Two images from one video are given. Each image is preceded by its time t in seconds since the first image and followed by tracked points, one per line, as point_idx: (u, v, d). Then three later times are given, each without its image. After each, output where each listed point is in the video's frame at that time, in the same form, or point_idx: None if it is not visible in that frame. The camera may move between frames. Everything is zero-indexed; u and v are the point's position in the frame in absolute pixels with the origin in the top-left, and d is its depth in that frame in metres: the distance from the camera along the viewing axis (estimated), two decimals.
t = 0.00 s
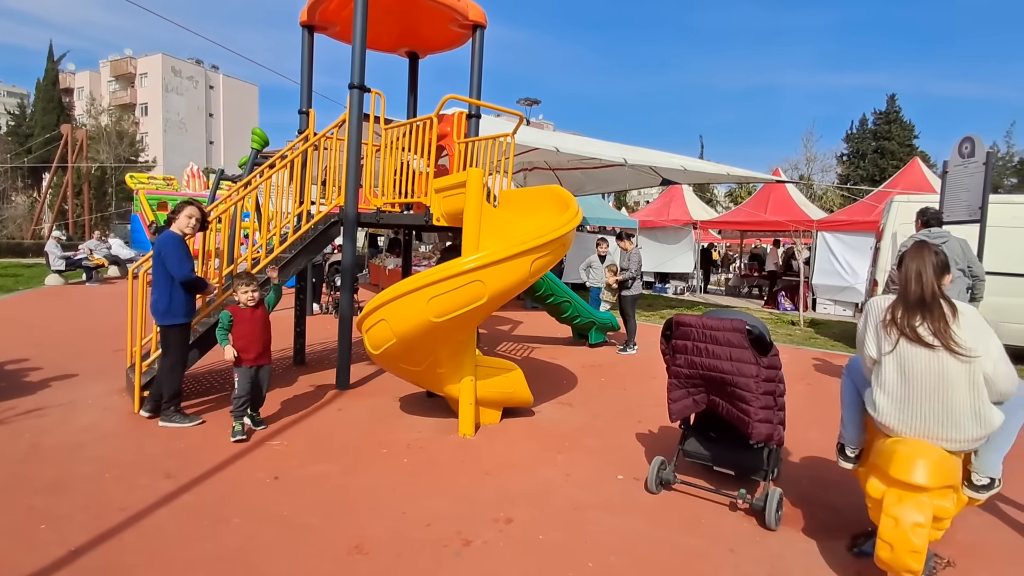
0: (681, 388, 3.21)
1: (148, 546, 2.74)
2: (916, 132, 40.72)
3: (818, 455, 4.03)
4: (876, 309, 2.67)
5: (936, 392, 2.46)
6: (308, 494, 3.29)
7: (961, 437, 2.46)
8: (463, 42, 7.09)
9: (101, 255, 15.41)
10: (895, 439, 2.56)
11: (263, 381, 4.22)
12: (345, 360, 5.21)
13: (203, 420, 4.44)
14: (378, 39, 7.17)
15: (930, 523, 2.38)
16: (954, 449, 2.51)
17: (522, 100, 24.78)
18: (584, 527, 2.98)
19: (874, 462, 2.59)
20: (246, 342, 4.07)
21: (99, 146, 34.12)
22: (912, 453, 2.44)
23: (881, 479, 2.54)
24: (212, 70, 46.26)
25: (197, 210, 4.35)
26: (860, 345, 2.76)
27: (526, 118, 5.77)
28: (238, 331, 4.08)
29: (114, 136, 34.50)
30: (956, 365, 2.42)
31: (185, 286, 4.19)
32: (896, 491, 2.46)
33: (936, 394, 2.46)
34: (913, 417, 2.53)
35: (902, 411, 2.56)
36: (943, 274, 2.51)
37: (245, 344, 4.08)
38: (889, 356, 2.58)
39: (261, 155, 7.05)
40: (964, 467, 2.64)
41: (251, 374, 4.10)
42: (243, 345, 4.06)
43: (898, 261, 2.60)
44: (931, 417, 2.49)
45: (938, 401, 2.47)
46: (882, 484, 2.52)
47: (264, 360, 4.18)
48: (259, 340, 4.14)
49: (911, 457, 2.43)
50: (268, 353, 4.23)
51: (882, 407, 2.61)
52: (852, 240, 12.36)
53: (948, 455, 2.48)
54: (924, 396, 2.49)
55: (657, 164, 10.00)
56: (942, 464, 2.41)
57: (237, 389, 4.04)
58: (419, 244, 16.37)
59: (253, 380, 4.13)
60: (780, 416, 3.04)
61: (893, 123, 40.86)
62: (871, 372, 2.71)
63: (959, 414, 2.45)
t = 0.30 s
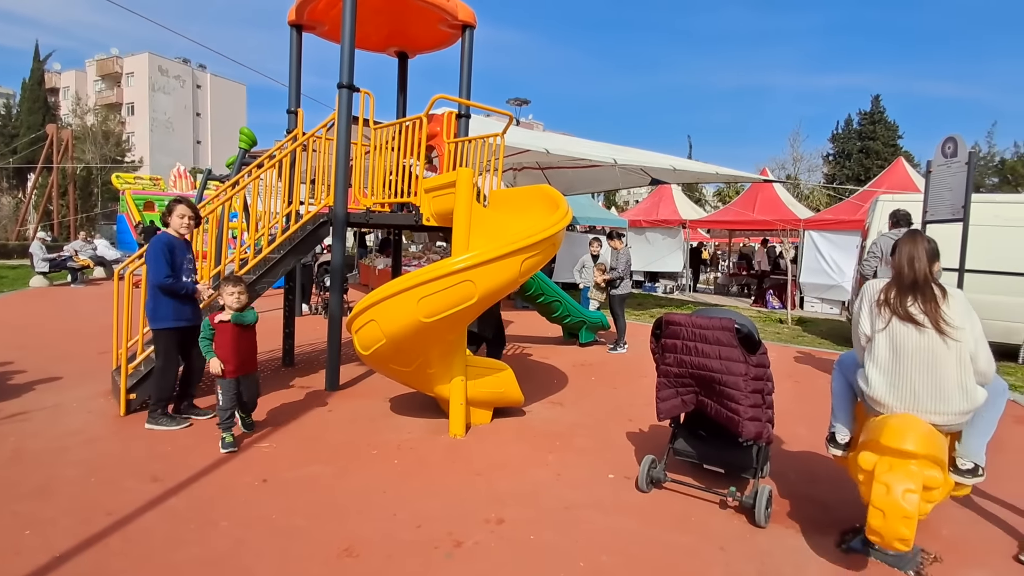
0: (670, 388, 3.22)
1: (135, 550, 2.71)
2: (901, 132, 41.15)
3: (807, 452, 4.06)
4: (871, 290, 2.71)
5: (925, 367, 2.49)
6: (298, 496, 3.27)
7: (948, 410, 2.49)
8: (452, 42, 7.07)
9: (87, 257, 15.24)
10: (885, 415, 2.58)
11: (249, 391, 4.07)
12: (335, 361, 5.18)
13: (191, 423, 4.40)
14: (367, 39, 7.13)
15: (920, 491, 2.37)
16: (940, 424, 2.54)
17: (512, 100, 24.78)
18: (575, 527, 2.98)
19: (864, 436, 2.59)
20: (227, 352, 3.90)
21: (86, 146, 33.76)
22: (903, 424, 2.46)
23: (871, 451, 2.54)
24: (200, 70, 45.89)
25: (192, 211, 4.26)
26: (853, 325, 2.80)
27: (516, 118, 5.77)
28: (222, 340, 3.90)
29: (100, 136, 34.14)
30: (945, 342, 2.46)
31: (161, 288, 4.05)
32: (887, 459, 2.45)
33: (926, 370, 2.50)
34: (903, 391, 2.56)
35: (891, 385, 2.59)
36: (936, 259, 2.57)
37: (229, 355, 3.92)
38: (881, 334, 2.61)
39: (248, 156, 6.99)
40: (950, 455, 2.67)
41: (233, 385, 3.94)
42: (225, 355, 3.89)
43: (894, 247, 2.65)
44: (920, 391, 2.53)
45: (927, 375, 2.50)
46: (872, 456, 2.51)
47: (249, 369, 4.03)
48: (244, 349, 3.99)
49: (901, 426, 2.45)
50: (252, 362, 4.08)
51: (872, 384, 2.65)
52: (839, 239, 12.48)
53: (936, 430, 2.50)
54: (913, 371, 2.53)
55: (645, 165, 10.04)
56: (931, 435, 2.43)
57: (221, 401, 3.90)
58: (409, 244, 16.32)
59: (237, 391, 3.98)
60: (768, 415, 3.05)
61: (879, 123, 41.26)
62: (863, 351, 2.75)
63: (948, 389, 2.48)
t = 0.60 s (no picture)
0: (656, 387, 3.23)
1: (121, 554, 2.68)
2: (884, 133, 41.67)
3: (792, 450, 4.10)
4: (853, 279, 2.75)
5: (906, 352, 2.53)
6: (285, 499, 3.25)
7: (928, 393, 2.53)
8: (440, 42, 7.06)
9: (70, 257, 15.04)
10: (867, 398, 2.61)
11: (236, 407, 3.70)
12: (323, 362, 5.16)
13: (177, 425, 4.36)
14: (354, 38, 7.10)
15: (905, 464, 2.39)
16: (920, 406, 2.57)
17: (500, 99, 24.76)
18: (564, 527, 2.98)
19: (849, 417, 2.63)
20: (213, 362, 3.62)
21: (69, 145, 33.32)
22: (886, 402, 2.51)
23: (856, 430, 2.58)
24: (185, 69, 45.43)
25: (196, 213, 4.12)
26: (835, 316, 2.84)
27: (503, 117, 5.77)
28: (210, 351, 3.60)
29: (83, 135, 33.71)
30: (926, 328, 2.50)
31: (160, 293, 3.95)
32: (871, 434, 2.48)
33: (907, 355, 2.53)
34: (885, 377, 2.59)
35: (872, 370, 2.63)
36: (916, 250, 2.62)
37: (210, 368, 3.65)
38: (864, 322, 2.65)
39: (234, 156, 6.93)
40: (929, 444, 2.70)
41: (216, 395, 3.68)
42: (209, 365, 3.62)
43: (876, 241, 2.69)
44: (901, 376, 2.56)
45: (908, 360, 2.54)
46: (856, 434, 2.54)
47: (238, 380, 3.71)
48: (233, 360, 3.66)
49: (885, 404, 2.50)
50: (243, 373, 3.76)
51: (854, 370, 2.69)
52: (824, 238, 12.62)
53: (916, 410, 2.52)
54: (894, 356, 2.57)
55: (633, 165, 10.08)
56: (912, 413, 2.48)
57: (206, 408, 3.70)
58: (397, 244, 16.28)
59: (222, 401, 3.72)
60: (753, 414, 3.08)
61: (862, 124, 41.73)
62: (845, 339, 2.78)
63: (928, 373, 2.52)
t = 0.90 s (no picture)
0: (647, 385, 3.22)
1: (112, 556, 2.66)
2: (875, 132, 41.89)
3: (786, 447, 4.11)
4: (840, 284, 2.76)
5: (896, 358, 2.53)
6: (277, 499, 3.23)
7: (918, 399, 2.54)
8: (433, 41, 7.04)
9: (61, 256, 14.92)
10: (857, 404, 2.62)
11: (238, 418, 3.48)
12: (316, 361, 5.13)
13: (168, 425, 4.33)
14: (347, 36, 7.07)
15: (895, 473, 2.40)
16: (910, 412, 2.58)
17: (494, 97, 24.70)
18: (558, 526, 2.98)
19: (838, 423, 2.63)
20: (217, 368, 3.44)
21: (60, 143, 33.06)
22: (876, 409, 2.52)
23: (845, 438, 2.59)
24: (176, 66, 45.13)
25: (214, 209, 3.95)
26: (824, 320, 2.84)
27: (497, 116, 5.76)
28: (213, 356, 3.44)
29: (75, 133, 33.50)
30: (914, 334, 2.50)
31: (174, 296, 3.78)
32: (861, 444, 2.49)
33: (895, 360, 2.54)
34: (875, 383, 2.60)
35: (862, 376, 2.64)
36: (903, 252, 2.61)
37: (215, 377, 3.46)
38: (852, 327, 2.65)
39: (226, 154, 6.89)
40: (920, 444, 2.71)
41: (214, 405, 3.44)
42: (212, 371, 3.44)
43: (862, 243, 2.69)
44: (891, 382, 2.57)
45: (897, 365, 2.54)
46: (846, 442, 2.55)
47: (241, 389, 3.52)
48: (236, 368, 3.48)
49: (874, 412, 2.51)
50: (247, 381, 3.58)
51: (844, 376, 2.69)
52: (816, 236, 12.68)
53: (907, 417, 2.54)
54: (883, 362, 2.57)
55: (626, 164, 10.10)
56: (901, 419, 2.50)
57: (200, 415, 3.42)
58: (391, 243, 16.24)
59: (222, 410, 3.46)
60: (744, 411, 3.08)
61: (854, 123, 41.92)
62: (834, 345, 2.78)
63: (918, 378, 2.53)
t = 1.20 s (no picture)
0: (642, 383, 3.22)
1: (104, 557, 2.64)
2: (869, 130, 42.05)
3: (781, 444, 4.13)
4: (829, 301, 2.74)
5: (888, 382, 2.53)
6: (272, 497, 3.22)
7: (912, 423, 2.54)
8: (428, 38, 7.03)
9: (53, 254, 14.82)
10: (848, 426, 2.63)
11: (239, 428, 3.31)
12: (311, 358, 5.12)
13: (161, 424, 4.31)
14: (342, 33, 7.05)
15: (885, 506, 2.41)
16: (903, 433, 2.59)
17: (489, 95, 24.64)
18: (553, 524, 2.98)
19: (829, 449, 2.65)
20: (214, 383, 3.17)
21: (53, 140, 32.85)
22: (866, 437, 2.51)
23: (837, 466, 2.59)
24: (170, 62, 44.88)
25: (219, 205, 3.64)
26: (813, 336, 2.82)
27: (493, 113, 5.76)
28: (209, 370, 3.16)
29: (68, 130, 33.32)
30: (905, 356, 2.49)
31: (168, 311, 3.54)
32: (852, 475, 2.51)
33: (887, 382, 2.53)
34: (867, 406, 2.59)
35: (854, 397, 2.63)
36: (892, 269, 2.60)
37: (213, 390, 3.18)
38: (842, 347, 2.64)
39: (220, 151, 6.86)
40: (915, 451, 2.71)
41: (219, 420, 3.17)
42: (209, 387, 3.15)
43: (851, 258, 2.67)
44: (883, 405, 2.56)
45: (889, 387, 2.53)
46: (837, 471, 2.57)
47: (241, 402, 3.28)
48: (234, 382, 3.22)
49: (864, 441, 2.50)
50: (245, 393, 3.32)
51: (836, 396, 2.68)
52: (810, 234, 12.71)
53: (899, 439, 2.55)
54: (875, 385, 2.56)
55: (621, 163, 10.11)
56: (894, 446, 2.48)
57: (207, 438, 3.13)
58: (386, 240, 16.21)
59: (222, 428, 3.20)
60: (739, 408, 3.08)
61: (848, 121, 42.05)
62: (824, 362, 2.77)
63: (910, 403, 2.52)
